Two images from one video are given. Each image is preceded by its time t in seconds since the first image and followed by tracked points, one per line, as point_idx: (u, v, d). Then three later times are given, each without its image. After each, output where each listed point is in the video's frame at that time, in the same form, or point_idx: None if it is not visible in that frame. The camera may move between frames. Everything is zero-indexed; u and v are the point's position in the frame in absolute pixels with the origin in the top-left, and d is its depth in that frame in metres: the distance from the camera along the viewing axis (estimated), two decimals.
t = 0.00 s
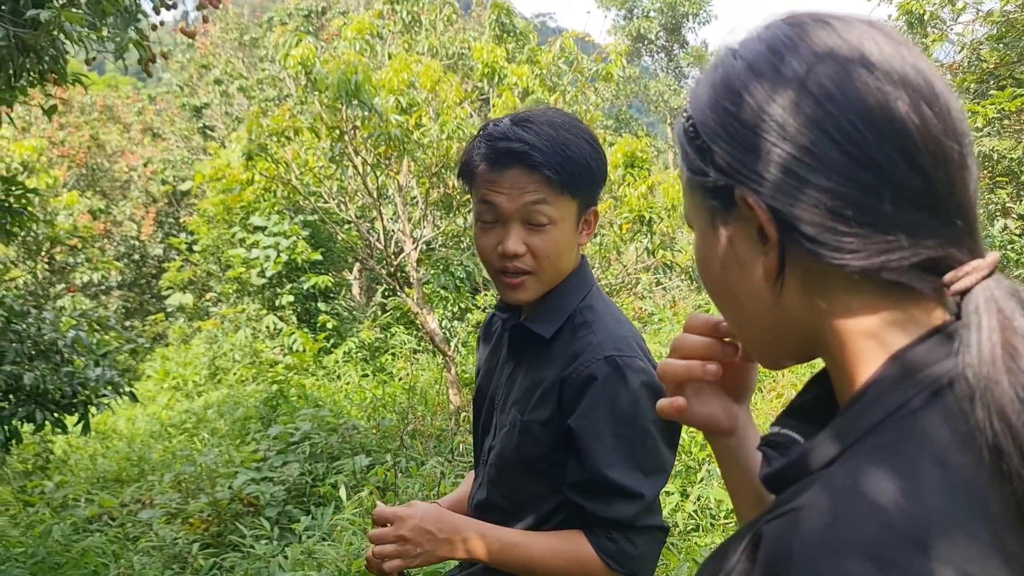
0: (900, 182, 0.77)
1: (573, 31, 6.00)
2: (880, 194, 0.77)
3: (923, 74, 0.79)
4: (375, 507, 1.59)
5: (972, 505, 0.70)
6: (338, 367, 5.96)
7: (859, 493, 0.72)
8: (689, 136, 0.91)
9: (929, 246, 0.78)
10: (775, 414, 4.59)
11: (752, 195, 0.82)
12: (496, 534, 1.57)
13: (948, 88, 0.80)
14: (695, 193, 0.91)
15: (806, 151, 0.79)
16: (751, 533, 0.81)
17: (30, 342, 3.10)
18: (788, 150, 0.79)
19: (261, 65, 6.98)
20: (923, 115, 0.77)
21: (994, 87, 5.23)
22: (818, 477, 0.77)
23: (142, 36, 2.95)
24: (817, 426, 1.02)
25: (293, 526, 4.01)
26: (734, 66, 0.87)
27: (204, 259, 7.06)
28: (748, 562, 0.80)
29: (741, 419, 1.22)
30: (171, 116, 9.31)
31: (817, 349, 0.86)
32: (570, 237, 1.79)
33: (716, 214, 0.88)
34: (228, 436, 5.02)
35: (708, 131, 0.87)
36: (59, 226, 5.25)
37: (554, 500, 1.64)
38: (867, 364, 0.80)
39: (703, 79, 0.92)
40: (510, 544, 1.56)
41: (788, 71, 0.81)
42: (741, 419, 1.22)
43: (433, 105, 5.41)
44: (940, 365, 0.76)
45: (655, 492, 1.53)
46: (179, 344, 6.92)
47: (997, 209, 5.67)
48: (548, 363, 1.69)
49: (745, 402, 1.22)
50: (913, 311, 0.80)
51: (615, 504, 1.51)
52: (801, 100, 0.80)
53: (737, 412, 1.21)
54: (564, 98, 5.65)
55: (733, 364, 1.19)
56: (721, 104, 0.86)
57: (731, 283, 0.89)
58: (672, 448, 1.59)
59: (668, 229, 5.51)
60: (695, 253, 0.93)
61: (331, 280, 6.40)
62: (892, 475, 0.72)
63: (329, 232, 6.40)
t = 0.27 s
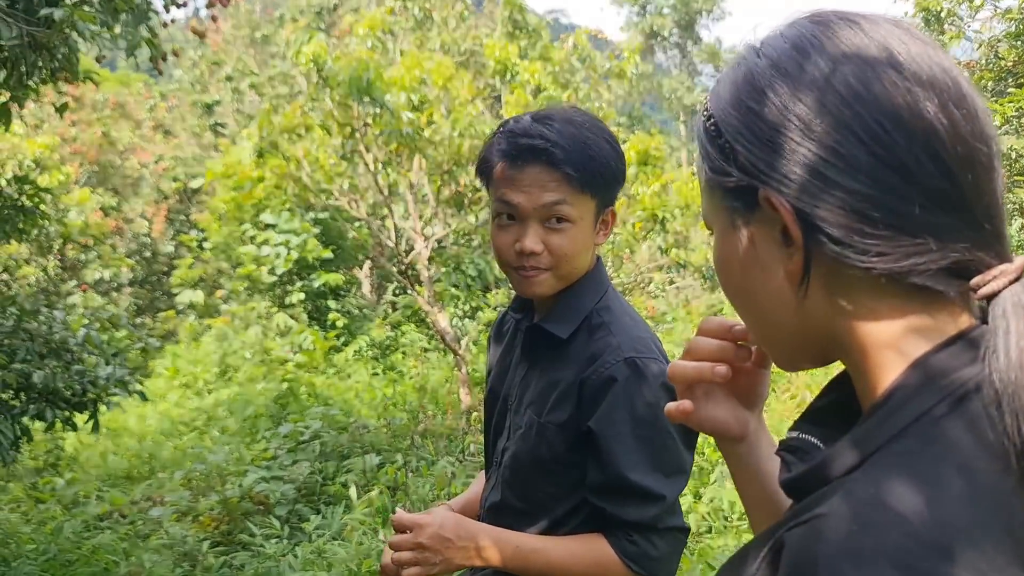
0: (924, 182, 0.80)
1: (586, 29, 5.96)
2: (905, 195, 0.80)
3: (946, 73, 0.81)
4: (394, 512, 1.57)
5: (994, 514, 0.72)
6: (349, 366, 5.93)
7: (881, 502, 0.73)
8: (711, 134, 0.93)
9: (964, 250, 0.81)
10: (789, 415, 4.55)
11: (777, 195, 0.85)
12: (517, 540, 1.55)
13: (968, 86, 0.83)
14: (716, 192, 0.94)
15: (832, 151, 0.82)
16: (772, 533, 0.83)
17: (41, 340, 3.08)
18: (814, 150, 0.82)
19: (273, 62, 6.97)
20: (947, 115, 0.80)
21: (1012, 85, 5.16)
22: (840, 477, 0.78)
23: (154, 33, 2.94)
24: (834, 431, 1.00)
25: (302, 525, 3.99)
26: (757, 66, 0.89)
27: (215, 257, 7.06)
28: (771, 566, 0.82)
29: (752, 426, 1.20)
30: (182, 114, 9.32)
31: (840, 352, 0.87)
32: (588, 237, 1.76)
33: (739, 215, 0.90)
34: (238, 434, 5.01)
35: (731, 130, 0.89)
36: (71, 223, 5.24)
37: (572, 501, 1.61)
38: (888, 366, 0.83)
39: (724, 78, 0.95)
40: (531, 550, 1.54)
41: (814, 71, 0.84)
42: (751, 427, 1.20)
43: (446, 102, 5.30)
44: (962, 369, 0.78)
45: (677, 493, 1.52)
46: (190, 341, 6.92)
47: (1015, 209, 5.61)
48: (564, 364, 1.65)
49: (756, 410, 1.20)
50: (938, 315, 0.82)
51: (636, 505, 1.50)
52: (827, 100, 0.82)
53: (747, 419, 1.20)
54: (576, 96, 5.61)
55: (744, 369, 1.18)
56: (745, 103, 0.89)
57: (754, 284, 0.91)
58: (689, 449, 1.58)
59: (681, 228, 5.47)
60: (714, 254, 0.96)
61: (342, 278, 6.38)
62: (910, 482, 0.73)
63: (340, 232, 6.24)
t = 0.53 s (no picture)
0: (960, 183, 0.82)
1: (593, 27, 5.93)
2: (938, 197, 0.82)
3: (971, 78, 0.85)
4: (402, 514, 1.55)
5: (1007, 526, 0.71)
6: (355, 366, 5.90)
7: (893, 516, 0.72)
8: (737, 129, 0.94)
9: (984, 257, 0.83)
10: (799, 416, 4.50)
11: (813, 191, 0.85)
12: (525, 544, 1.53)
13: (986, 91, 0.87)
14: (740, 188, 0.94)
15: (872, 150, 0.83)
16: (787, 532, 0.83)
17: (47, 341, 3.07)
18: (855, 147, 0.83)
19: (280, 61, 6.95)
20: (975, 120, 0.83)
21: None
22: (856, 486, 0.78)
23: (160, 32, 2.92)
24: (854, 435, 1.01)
25: (308, 525, 3.95)
26: (789, 62, 0.90)
27: (221, 256, 7.03)
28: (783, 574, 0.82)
29: (731, 448, 1.24)
30: (189, 113, 9.31)
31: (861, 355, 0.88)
32: (595, 238, 1.74)
33: (766, 216, 0.91)
34: (245, 434, 4.99)
35: (766, 125, 0.90)
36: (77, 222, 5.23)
37: (582, 504, 1.58)
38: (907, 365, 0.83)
39: (749, 72, 0.95)
40: (540, 553, 1.52)
41: (850, 70, 0.86)
42: (731, 448, 1.24)
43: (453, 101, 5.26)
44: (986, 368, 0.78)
45: (686, 497, 1.51)
46: (196, 340, 6.90)
47: None
48: (573, 366, 1.62)
49: (732, 429, 1.25)
50: (966, 318, 0.83)
51: (644, 509, 1.48)
52: (865, 98, 0.84)
53: (723, 441, 1.24)
54: (584, 94, 5.58)
55: (711, 389, 1.25)
56: (781, 99, 0.89)
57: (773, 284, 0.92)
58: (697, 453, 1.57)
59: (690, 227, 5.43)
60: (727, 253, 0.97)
61: (348, 277, 6.35)
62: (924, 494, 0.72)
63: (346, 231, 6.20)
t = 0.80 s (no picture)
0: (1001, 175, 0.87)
1: (601, 27, 5.92)
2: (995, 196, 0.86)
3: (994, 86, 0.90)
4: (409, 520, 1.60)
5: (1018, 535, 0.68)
6: (363, 366, 5.89)
7: (900, 526, 0.71)
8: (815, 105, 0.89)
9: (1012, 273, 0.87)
10: (808, 417, 4.48)
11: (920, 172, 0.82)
12: (530, 548, 1.52)
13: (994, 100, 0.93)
14: (805, 168, 0.88)
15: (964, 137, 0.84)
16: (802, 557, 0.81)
17: (56, 343, 3.08)
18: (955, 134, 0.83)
19: (287, 62, 6.95)
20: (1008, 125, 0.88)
21: None
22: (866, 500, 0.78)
23: (168, 34, 2.93)
24: (864, 438, 1.02)
25: (316, 526, 3.95)
26: (858, 48, 0.89)
27: (229, 256, 7.04)
28: None
29: (721, 474, 1.23)
30: (197, 113, 9.34)
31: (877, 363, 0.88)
32: (598, 241, 1.73)
33: (837, 197, 0.85)
34: (253, 435, 5.00)
35: (854, 105, 0.86)
36: (86, 223, 5.25)
37: (589, 507, 1.57)
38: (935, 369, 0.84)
39: (810, 52, 0.92)
40: (544, 558, 1.51)
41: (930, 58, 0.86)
42: (720, 473, 1.23)
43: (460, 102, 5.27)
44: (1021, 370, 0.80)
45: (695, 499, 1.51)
46: (204, 341, 6.91)
47: None
48: (580, 370, 1.61)
49: (718, 457, 1.24)
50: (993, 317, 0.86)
51: (654, 513, 1.47)
52: (951, 89, 0.85)
53: (709, 468, 1.23)
54: (592, 95, 5.56)
55: (690, 419, 1.25)
56: (850, 72, 0.88)
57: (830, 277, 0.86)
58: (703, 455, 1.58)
59: (698, 228, 5.41)
60: (758, 244, 0.90)
61: (356, 278, 6.36)
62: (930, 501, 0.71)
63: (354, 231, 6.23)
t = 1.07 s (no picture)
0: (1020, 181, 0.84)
1: (610, 28, 5.91)
2: (1008, 197, 0.83)
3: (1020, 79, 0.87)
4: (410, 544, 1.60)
5: None
6: (372, 367, 5.90)
7: (911, 532, 0.72)
8: (804, 118, 0.90)
9: None
10: (817, 418, 4.46)
11: (900, 183, 0.82)
12: (543, 552, 1.52)
13: None
14: (801, 179, 0.90)
15: (954, 144, 0.82)
16: (825, 556, 0.82)
17: (68, 343, 3.10)
18: (942, 141, 0.82)
19: (297, 63, 6.98)
20: None
21: None
22: (883, 502, 0.78)
23: (178, 36, 2.94)
24: (878, 437, 1.02)
25: (325, 527, 3.96)
26: (863, 55, 0.88)
27: (239, 257, 7.06)
28: None
29: (720, 486, 1.24)
30: (207, 115, 9.38)
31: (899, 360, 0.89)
32: (604, 242, 1.74)
33: (830, 209, 0.87)
34: (262, 435, 5.02)
35: (854, 112, 0.86)
36: (97, 224, 5.28)
37: (598, 508, 1.57)
38: (952, 366, 0.84)
39: (805, 61, 0.92)
40: (556, 562, 1.50)
41: (926, 61, 0.85)
42: (720, 485, 1.24)
43: (469, 103, 5.29)
44: None
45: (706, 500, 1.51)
46: (214, 342, 6.94)
47: None
48: (588, 370, 1.62)
49: (715, 469, 1.25)
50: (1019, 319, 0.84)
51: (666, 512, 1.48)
52: (946, 92, 0.83)
53: (707, 480, 1.24)
54: (600, 96, 5.55)
55: (683, 433, 1.25)
56: (849, 84, 0.87)
57: (826, 284, 0.88)
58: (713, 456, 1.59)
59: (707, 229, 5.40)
60: (764, 249, 0.93)
61: (365, 279, 6.36)
62: (942, 507, 0.71)
63: (363, 232, 6.25)
